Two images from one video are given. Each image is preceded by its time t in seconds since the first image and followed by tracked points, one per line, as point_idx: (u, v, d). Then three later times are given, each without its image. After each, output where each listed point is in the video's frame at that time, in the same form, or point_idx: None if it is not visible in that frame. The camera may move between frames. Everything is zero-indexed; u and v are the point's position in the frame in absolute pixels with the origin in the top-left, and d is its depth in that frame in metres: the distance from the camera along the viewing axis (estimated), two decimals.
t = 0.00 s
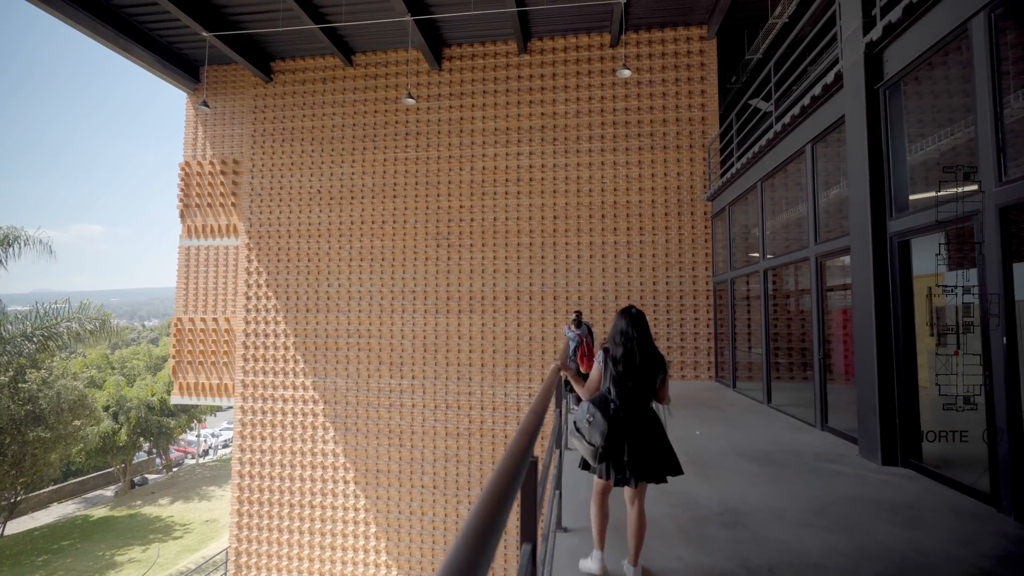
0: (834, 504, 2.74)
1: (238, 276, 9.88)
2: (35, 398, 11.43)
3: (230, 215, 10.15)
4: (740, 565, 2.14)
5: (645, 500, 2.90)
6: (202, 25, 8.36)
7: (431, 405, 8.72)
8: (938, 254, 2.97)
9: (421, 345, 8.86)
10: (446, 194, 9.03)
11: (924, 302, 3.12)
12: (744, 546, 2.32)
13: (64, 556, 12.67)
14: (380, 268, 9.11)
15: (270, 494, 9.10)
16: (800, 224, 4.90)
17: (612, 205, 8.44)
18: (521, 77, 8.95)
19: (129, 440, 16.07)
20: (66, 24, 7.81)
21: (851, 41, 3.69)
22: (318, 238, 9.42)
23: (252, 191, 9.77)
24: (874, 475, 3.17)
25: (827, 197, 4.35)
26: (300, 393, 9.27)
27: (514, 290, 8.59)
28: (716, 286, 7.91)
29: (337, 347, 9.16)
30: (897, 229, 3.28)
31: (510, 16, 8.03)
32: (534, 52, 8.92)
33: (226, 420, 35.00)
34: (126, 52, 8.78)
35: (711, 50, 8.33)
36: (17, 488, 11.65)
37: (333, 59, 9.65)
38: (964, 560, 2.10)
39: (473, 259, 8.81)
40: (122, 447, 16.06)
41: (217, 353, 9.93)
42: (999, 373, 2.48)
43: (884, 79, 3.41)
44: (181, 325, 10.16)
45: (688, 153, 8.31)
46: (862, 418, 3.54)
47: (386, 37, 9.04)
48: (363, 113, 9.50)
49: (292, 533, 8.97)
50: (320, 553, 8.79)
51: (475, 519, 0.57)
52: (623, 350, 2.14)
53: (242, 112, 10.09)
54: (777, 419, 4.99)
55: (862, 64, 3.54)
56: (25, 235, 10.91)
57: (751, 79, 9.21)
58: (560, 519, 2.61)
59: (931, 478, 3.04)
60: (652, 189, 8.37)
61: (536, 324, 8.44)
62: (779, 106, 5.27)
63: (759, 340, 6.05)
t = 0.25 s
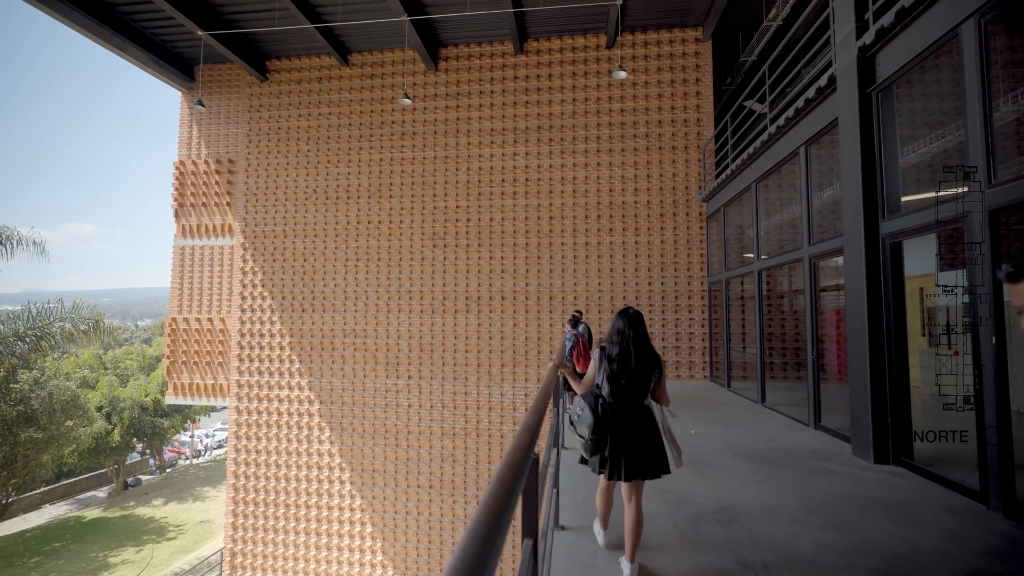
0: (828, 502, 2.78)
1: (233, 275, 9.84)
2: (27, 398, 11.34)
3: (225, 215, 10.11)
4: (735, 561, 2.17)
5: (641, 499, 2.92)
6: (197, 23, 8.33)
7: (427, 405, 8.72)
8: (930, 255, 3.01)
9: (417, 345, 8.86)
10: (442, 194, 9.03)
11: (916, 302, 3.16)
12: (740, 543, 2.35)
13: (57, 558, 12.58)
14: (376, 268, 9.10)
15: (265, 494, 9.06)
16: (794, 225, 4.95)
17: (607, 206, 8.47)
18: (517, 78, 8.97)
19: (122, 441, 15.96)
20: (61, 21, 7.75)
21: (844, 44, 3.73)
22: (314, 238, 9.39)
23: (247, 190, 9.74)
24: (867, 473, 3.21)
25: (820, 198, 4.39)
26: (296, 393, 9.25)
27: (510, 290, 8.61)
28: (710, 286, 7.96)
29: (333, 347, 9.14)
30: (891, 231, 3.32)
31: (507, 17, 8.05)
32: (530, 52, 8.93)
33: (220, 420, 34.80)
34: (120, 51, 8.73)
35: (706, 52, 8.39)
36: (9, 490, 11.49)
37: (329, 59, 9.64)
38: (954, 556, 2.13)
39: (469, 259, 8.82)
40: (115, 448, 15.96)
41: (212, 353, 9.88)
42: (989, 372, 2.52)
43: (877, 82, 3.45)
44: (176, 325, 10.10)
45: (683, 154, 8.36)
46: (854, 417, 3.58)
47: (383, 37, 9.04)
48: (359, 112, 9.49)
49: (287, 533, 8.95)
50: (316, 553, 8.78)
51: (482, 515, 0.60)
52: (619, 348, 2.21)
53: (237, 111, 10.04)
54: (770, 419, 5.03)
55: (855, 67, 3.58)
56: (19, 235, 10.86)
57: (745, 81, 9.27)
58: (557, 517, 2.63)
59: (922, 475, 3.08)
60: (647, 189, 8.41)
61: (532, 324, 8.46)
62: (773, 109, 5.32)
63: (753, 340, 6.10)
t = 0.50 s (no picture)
0: (824, 499, 2.80)
1: (230, 275, 9.83)
2: (22, 399, 11.30)
3: (222, 214, 10.09)
4: (732, 557, 2.19)
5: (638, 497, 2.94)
6: (194, 23, 8.31)
7: (424, 404, 8.73)
8: (926, 255, 3.02)
9: (415, 344, 8.87)
10: (440, 194, 9.04)
11: (911, 302, 3.19)
12: (737, 539, 2.37)
13: (53, 558, 12.55)
14: (374, 267, 9.10)
15: (263, 494, 9.06)
16: (791, 225, 4.98)
17: (605, 206, 8.48)
18: (515, 78, 8.98)
19: (118, 441, 15.92)
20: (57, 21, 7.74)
21: (840, 45, 3.75)
22: (312, 238, 9.39)
23: (245, 190, 9.72)
24: (863, 471, 3.24)
25: (816, 198, 4.42)
26: (294, 392, 9.24)
27: (508, 290, 8.62)
28: (707, 286, 7.99)
29: (330, 347, 9.14)
30: (887, 231, 3.34)
31: (504, 17, 8.07)
32: (528, 52, 8.95)
33: (217, 421, 34.70)
34: (117, 50, 8.71)
35: (703, 52, 8.42)
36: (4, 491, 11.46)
37: (326, 59, 9.63)
38: (950, 551, 2.15)
39: (467, 259, 8.83)
40: (111, 449, 15.90)
41: (209, 353, 9.86)
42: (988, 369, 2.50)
43: (872, 83, 3.47)
44: (173, 324, 10.08)
45: (681, 154, 8.39)
46: (851, 415, 3.61)
47: (381, 37, 9.04)
48: (357, 112, 9.49)
49: (285, 533, 8.94)
50: (314, 553, 8.78)
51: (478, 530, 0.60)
52: (613, 348, 2.23)
53: (234, 111, 10.03)
54: (767, 418, 5.06)
55: (850, 68, 3.61)
56: (15, 235, 10.80)
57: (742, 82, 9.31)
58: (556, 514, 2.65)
59: (918, 473, 3.10)
60: (644, 189, 8.43)
61: (530, 324, 8.48)
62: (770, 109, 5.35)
63: (750, 339, 6.12)
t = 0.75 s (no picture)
0: (823, 496, 2.81)
1: (230, 275, 9.83)
2: (22, 398, 11.30)
3: (221, 214, 10.09)
4: (731, 553, 2.20)
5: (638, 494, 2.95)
6: (193, 22, 8.31)
7: (424, 404, 8.73)
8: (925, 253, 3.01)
9: (415, 344, 8.88)
10: (440, 194, 9.05)
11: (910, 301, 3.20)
12: (737, 536, 2.38)
13: (53, 558, 12.55)
14: (374, 267, 9.11)
15: (263, 493, 9.06)
16: (790, 225, 4.99)
17: (605, 205, 8.49)
18: (515, 78, 8.99)
19: (117, 441, 15.92)
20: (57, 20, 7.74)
21: (839, 45, 3.77)
22: (311, 238, 9.39)
23: (245, 190, 9.72)
24: (862, 469, 3.25)
25: (815, 198, 4.44)
26: (293, 392, 9.24)
27: (508, 289, 8.63)
28: (707, 286, 8.00)
29: (330, 347, 9.15)
30: (886, 229, 3.34)
31: (504, 17, 8.08)
32: (528, 52, 8.96)
33: (216, 421, 34.68)
34: (117, 50, 8.71)
35: (702, 52, 8.43)
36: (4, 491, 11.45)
37: (326, 59, 9.63)
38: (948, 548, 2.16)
39: (466, 259, 8.84)
40: (110, 449, 15.89)
41: (209, 352, 9.86)
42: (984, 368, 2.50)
43: (871, 83, 3.49)
44: (173, 324, 10.08)
45: (680, 154, 8.39)
46: (850, 414, 3.62)
47: (381, 37, 9.04)
48: (357, 112, 9.49)
49: (284, 533, 8.93)
50: (313, 553, 8.78)
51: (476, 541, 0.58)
52: (608, 343, 2.43)
53: (234, 110, 10.03)
54: (767, 417, 5.07)
55: (849, 68, 3.62)
56: (14, 235, 10.80)
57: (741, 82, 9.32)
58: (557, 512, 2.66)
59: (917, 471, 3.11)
60: (644, 189, 8.45)
61: (530, 323, 8.49)
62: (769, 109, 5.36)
63: (749, 339, 6.14)
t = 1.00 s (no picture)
0: (824, 495, 2.81)
1: (231, 274, 9.83)
2: (22, 398, 11.31)
3: (222, 214, 10.10)
4: (733, 551, 2.21)
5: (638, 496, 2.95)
6: (194, 22, 8.31)
7: (425, 404, 8.74)
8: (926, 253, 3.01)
9: (415, 343, 8.88)
10: (440, 194, 9.05)
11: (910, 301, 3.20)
12: (738, 534, 2.38)
13: (53, 558, 12.57)
14: (374, 267, 9.11)
15: (263, 493, 9.06)
16: (790, 224, 5.00)
17: (605, 205, 8.50)
18: (515, 78, 9.00)
19: (117, 441, 15.92)
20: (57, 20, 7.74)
21: (839, 45, 3.77)
22: (312, 237, 9.39)
23: (245, 189, 9.72)
24: (862, 468, 3.26)
25: (815, 198, 4.44)
26: (294, 392, 9.24)
27: (508, 289, 8.63)
28: (707, 285, 8.00)
29: (330, 346, 9.15)
30: (886, 229, 3.34)
31: (504, 17, 8.08)
32: (528, 52, 8.96)
33: (216, 421, 34.66)
34: (117, 49, 8.72)
35: (702, 52, 8.43)
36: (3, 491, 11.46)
37: (326, 58, 9.63)
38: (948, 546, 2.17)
39: (467, 258, 8.85)
40: (110, 448, 15.90)
41: (209, 352, 9.85)
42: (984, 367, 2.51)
43: (871, 83, 3.49)
44: (173, 324, 10.07)
45: (680, 154, 8.40)
46: (850, 413, 3.63)
47: (381, 37, 9.05)
48: (357, 112, 9.49)
49: (285, 532, 8.94)
50: (314, 552, 8.79)
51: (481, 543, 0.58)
52: (605, 340, 2.48)
53: (234, 110, 10.03)
54: (767, 416, 5.08)
55: (849, 68, 3.63)
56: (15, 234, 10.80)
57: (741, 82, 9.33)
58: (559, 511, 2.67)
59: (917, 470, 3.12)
60: (644, 189, 8.45)
61: (530, 323, 8.49)
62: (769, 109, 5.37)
63: (749, 339, 6.15)
